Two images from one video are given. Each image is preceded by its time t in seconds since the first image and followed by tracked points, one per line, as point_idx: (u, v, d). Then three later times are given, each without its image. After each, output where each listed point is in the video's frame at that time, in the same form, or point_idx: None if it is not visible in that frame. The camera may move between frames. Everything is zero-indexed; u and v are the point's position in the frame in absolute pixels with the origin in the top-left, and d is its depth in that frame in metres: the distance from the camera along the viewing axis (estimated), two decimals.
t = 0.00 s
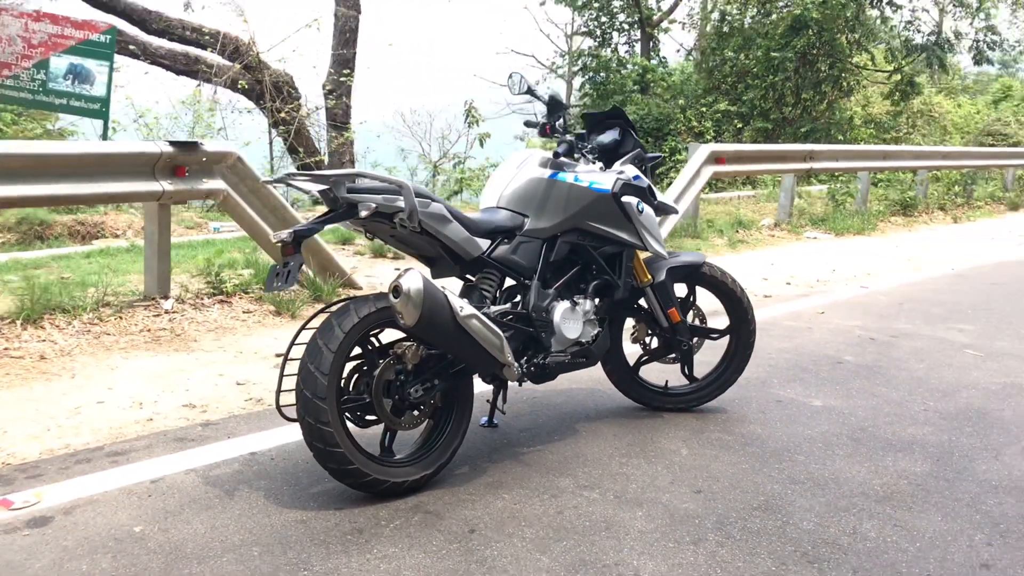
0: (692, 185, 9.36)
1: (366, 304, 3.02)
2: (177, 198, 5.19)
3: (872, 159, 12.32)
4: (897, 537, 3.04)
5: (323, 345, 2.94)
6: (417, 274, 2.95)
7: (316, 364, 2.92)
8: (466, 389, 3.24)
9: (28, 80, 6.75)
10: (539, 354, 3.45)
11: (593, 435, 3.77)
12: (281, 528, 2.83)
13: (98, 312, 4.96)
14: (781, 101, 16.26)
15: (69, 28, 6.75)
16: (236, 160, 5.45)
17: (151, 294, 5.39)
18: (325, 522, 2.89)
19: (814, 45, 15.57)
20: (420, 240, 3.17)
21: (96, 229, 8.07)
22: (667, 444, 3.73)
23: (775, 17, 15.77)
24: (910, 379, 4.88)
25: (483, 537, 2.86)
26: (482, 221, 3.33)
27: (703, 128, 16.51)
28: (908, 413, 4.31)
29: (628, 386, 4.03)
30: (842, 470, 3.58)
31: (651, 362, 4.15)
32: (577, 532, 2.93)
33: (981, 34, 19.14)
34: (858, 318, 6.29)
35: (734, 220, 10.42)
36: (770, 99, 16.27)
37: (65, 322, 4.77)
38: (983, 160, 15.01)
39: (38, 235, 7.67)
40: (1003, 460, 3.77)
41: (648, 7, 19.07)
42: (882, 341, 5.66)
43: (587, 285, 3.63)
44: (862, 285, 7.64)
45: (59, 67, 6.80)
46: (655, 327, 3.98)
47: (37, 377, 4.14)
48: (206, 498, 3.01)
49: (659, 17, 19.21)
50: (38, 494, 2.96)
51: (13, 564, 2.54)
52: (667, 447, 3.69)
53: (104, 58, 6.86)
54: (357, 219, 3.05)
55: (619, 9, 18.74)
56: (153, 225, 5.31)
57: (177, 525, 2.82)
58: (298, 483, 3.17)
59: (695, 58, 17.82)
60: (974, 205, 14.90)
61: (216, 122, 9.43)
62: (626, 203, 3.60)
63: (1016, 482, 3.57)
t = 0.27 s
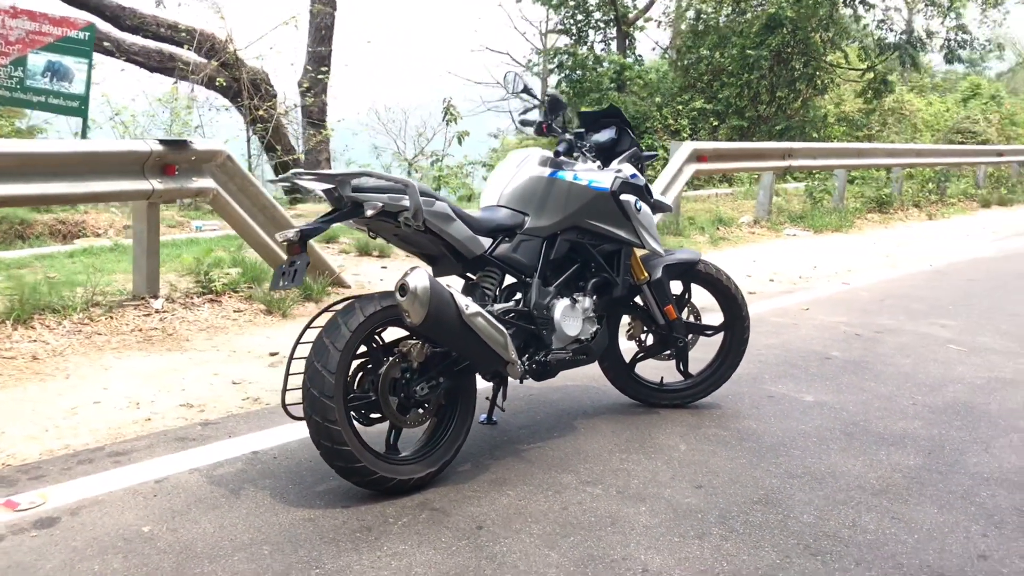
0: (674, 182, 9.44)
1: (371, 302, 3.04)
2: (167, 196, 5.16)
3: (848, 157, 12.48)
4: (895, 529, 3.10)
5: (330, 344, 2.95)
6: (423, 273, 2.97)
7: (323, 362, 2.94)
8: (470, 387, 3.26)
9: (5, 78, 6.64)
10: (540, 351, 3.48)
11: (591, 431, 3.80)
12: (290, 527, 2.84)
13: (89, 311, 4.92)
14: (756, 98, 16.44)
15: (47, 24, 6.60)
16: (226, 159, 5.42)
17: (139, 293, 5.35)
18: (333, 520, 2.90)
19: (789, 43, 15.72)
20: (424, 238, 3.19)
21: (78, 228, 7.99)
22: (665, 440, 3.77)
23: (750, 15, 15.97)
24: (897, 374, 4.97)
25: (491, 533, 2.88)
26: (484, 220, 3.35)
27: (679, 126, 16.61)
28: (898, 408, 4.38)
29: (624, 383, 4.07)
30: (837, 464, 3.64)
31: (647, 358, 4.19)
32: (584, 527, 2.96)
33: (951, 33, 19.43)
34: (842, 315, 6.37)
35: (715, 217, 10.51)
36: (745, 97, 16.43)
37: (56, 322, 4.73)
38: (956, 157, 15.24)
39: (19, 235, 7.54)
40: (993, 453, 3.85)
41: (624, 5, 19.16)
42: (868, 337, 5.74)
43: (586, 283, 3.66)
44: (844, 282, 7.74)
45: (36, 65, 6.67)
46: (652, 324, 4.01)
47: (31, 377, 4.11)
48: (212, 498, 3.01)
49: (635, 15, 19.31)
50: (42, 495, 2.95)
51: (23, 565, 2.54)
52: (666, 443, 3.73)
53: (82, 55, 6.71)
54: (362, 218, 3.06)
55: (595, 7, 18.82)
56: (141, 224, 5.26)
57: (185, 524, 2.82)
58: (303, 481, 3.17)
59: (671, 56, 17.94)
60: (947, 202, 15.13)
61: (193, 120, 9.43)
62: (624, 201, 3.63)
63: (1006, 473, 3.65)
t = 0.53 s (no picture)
0: (658, 181, 9.49)
1: (378, 302, 3.03)
2: (158, 196, 5.12)
3: (827, 156, 12.59)
4: (897, 523, 3.14)
5: (337, 344, 2.95)
6: (430, 273, 2.97)
7: (331, 362, 2.93)
8: (474, 386, 3.27)
9: None
10: (543, 350, 3.48)
11: (591, 429, 3.82)
12: (298, 527, 2.84)
13: (80, 312, 4.88)
14: (734, 98, 16.60)
15: (29, 21, 6.32)
16: (217, 158, 5.39)
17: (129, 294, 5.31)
18: (342, 520, 2.89)
19: (765, 44, 15.83)
20: (428, 238, 3.19)
21: (60, 229, 7.91)
22: (665, 437, 3.79)
23: (727, 15, 16.08)
24: (887, 371, 5.02)
25: (500, 532, 2.89)
26: (487, 220, 3.36)
27: (657, 125, 16.75)
28: (891, 405, 4.43)
29: (622, 382, 4.08)
30: (836, 460, 3.68)
31: (644, 357, 4.21)
32: (591, 525, 2.98)
33: (924, 34, 19.66)
34: (830, 312, 6.43)
35: (697, 216, 10.57)
36: (722, 97, 16.57)
37: (47, 323, 4.69)
38: (931, 156, 15.42)
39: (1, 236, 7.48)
40: (986, 448, 3.91)
41: (601, 5, 19.22)
42: (856, 334, 5.80)
43: (587, 282, 3.67)
44: (828, 280, 7.82)
45: (15, 63, 6.39)
46: (650, 323, 4.03)
47: (25, 379, 4.07)
48: (218, 499, 3.00)
49: (612, 15, 19.37)
50: (46, 498, 2.92)
51: (33, 569, 2.52)
52: (666, 441, 3.75)
53: (61, 53, 6.57)
54: (368, 217, 3.06)
55: (572, 7, 18.87)
56: (131, 224, 5.22)
57: (193, 526, 2.81)
58: (308, 482, 3.17)
59: (648, 56, 18.02)
60: (923, 201, 15.31)
61: (172, 120, 9.38)
62: (624, 201, 3.65)
63: (1000, 468, 3.70)
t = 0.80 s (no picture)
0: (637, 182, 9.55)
1: (383, 305, 3.03)
2: (144, 200, 5.07)
3: (800, 156, 12.72)
4: (897, 520, 3.18)
5: (343, 348, 2.94)
6: (436, 275, 2.97)
7: (337, 366, 2.92)
8: (478, 388, 3.27)
9: None
10: (544, 351, 3.49)
11: (590, 430, 3.83)
12: (306, 532, 2.82)
13: (66, 317, 4.82)
14: (704, 99, 16.85)
15: None
16: (203, 160, 5.33)
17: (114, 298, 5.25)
18: (350, 524, 2.88)
19: (734, 45, 16.01)
20: (431, 241, 3.18)
21: (35, 232, 7.79)
22: (663, 437, 3.81)
23: (698, 16, 16.25)
24: (874, 369, 5.09)
25: (509, 534, 2.89)
26: (488, 221, 3.36)
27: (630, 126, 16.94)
28: (880, 403, 4.49)
29: (618, 382, 4.10)
30: (832, 458, 3.72)
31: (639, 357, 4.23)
32: (599, 526, 2.99)
33: (890, 35, 19.95)
34: (813, 311, 6.51)
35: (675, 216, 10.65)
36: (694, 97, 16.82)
37: (33, 329, 4.63)
38: (901, 155, 15.64)
39: None
40: (976, 444, 3.98)
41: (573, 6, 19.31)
42: (840, 333, 5.87)
43: (585, 283, 3.68)
44: (808, 278, 7.90)
45: None
46: (645, 324, 4.05)
47: (15, 386, 4.01)
48: (223, 505, 2.98)
49: (584, 16, 19.46)
50: (49, 506, 2.89)
51: None
52: (664, 441, 3.78)
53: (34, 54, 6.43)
54: (372, 220, 3.04)
55: (543, 8, 18.94)
56: (116, 227, 5.16)
57: (201, 533, 2.78)
58: (312, 487, 3.15)
59: (619, 57, 18.13)
60: (893, 200, 15.52)
61: (143, 121, 9.28)
62: (622, 202, 3.66)
63: (992, 464, 3.77)
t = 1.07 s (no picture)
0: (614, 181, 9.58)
1: (382, 308, 3.02)
2: (126, 203, 5.01)
3: (773, 155, 12.82)
4: (891, 516, 3.22)
5: (343, 351, 2.93)
6: (436, 278, 2.96)
7: (338, 369, 2.91)
8: (476, 389, 3.27)
9: None
10: (540, 353, 3.50)
11: (584, 431, 3.84)
12: (309, 538, 2.81)
13: (48, 322, 4.75)
14: (675, 98, 17.09)
15: None
16: (186, 163, 5.27)
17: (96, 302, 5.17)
18: (353, 529, 2.87)
19: (704, 44, 16.16)
20: (430, 244, 3.18)
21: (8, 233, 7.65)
22: (657, 437, 3.83)
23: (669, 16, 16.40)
24: (857, 366, 5.15)
25: (512, 536, 2.90)
26: (484, 224, 3.36)
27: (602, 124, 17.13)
28: (866, 400, 4.54)
29: (610, 382, 4.12)
30: (824, 455, 3.76)
31: (630, 357, 4.25)
32: (600, 527, 3.00)
33: (858, 35, 20.17)
34: (793, 308, 6.57)
35: (652, 215, 10.71)
36: (665, 96, 17.04)
37: (15, 334, 4.55)
38: (870, 153, 15.81)
39: None
40: (963, 440, 4.04)
41: (544, 5, 19.37)
42: (822, 330, 5.93)
43: (580, 284, 3.69)
44: (786, 276, 7.97)
45: None
46: (637, 323, 4.08)
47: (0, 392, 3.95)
48: (223, 511, 2.95)
49: (555, 16, 19.54)
50: (45, 515, 2.85)
51: None
52: (658, 440, 3.80)
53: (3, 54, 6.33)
54: (371, 223, 3.03)
55: (515, 7, 18.99)
56: (97, 230, 5.10)
57: (203, 540, 2.76)
58: (311, 492, 3.13)
59: (591, 57, 18.20)
60: (864, 197, 15.70)
61: (114, 122, 9.17)
62: (615, 204, 3.68)
63: (979, 459, 3.83)
